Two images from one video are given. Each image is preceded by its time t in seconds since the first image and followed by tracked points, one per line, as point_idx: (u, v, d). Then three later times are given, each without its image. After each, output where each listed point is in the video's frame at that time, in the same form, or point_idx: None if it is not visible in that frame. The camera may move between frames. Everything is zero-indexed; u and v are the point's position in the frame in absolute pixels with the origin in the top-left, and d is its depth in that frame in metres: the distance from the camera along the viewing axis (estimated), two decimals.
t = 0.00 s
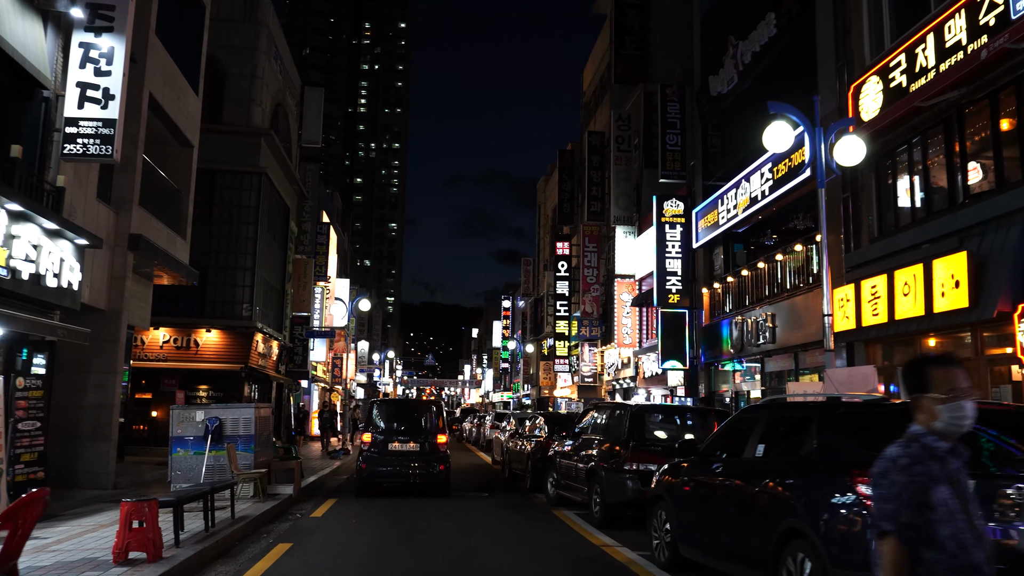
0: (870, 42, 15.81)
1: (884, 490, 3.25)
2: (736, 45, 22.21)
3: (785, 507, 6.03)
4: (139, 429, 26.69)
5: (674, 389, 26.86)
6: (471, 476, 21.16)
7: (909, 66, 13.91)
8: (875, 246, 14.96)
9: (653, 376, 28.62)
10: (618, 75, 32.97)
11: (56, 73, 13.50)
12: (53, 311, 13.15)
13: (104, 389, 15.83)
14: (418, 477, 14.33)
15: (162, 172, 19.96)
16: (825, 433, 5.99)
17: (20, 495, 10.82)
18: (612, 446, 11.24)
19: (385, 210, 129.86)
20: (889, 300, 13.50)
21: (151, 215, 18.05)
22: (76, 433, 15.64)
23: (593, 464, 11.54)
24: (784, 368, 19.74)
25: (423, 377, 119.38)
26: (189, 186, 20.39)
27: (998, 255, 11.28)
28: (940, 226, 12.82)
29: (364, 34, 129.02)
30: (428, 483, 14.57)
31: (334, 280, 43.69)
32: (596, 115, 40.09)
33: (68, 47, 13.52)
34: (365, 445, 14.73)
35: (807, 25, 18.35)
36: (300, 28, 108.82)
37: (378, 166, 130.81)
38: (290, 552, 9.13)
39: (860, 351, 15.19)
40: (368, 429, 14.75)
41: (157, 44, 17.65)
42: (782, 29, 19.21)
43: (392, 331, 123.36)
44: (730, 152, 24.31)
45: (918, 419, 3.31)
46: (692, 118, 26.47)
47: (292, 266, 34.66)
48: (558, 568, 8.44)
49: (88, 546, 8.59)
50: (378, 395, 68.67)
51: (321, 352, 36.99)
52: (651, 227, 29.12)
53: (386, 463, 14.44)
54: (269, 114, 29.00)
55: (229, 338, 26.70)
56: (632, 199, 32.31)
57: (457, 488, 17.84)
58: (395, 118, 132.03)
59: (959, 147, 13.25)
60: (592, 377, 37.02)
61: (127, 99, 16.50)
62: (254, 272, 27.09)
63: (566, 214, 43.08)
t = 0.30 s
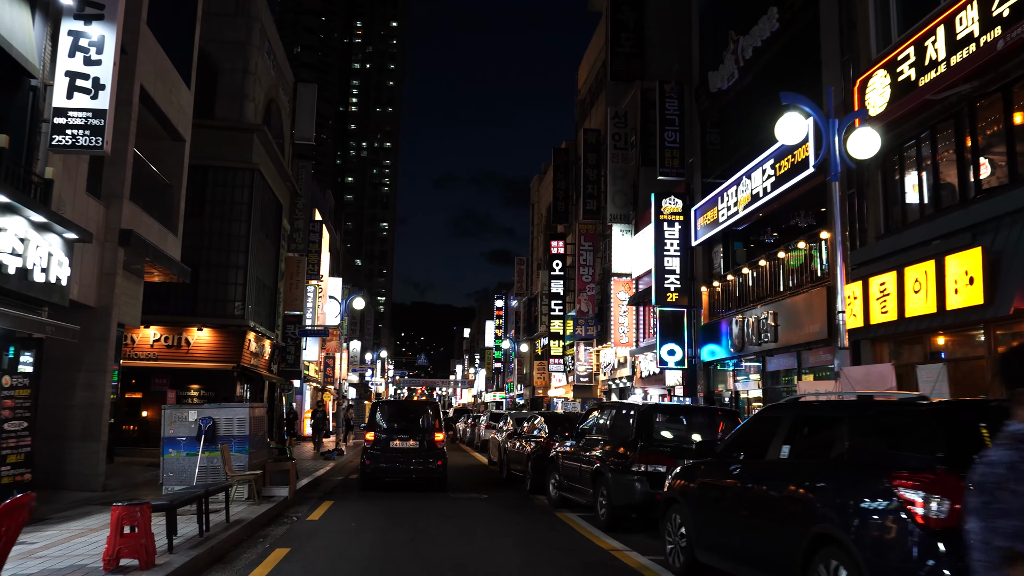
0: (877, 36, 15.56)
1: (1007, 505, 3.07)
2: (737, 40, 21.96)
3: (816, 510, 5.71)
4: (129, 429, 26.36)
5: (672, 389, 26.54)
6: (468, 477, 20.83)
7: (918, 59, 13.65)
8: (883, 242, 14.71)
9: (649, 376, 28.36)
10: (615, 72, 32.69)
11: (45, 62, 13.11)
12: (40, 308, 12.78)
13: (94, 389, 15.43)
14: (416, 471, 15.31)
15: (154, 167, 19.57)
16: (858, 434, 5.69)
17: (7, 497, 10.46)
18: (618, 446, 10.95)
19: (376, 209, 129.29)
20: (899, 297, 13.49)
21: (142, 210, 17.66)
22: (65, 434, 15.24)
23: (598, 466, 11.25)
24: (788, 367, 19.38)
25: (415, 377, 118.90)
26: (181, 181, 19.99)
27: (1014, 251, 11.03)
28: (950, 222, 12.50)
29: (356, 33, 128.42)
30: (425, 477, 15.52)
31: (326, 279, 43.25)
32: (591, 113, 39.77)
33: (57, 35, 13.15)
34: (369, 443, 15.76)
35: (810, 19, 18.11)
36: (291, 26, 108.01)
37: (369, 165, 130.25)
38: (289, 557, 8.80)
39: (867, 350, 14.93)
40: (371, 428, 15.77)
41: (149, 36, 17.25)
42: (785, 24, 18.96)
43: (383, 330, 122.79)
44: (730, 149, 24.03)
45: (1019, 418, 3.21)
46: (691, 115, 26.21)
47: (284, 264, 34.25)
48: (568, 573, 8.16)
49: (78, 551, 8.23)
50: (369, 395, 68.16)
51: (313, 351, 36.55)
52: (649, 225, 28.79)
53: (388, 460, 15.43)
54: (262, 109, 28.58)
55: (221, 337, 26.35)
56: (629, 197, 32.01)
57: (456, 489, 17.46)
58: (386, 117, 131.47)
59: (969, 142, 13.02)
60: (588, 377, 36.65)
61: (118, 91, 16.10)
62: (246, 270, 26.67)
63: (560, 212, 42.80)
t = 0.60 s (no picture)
0: (886, 26, 15.27)
1: None
2: (739, 33, 21.67)
3: (856, 507, 5.41)
4: (121, 427, 25.90)
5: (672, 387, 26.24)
6: (467, 475, 20.51)
7: (929, 48, 13.35)
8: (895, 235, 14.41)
9: (648, 373, 28.11)
10: (612, 67, 32.39)
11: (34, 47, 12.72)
12: (30, 300, 12.40)
13: (85, 385, 15.04)
14: (415, 465, 16.65)
15: (146, 159, 19.19)
16: (898, 426, 5.40)
17: None
18: (628, 442, 10.63)
19: (368, 208, 128.77)
20: (912, 290, 13.36)
21: (134, 202, 17.26)
22: (55, 431, 14.84)
23: (606, 462, 10.93)
24: (792, 362, 19.08)
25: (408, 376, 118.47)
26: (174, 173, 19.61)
27: None
28: (964, 213, 12.16)
29: (348, 30, 127.80)
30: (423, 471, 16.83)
31: (320, 276, 42.86)
32: (588, 109, 39.47)
33: (47, 20, 12.76)
34: (373, 439, 17.09)
35: (815, 10, 17.83)
36: (283, 24, 107.25)
37: (361, 163, 129.71)
38: (290, 557, 8.45)
39: (877, 344, 14.64)
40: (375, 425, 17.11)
41: (141, 24, 16.83)
42: (789, 15, 18.67)
43: (376, 329, 122.22)
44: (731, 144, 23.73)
45: None
46: (692, 109, 25.92)
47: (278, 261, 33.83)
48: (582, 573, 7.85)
49: (70, 551, 7.86)
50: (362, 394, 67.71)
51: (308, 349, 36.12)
52: (648, 221, 28.47)
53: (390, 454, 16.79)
54: (256, 103, 28.15)
55: (215, 334, 25.91)
56: (627, 193, 31.71)
57: (455, 487, 17.12)
58: (378, 116, 130.92)
59: (983, 133, 12.73)
60: (585, 375, 36.31)
61: (110, 80, 15.71)
62: (240, 266, 26.27)
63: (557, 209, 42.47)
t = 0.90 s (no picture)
0: (897, 20, 14.99)
1: None
2: (744, 28, 21.38)
3: (902, 515, 5.07)
4: (115, 428, 25.50)
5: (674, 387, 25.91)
6: (468, 477, 20.18)
7: (945, 41, 13.02)
8: (908, 231, 14.11)
9: (650, 374, 27.85)
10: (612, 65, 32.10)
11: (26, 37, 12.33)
12: (22, 298, 12.03)
13: (78, 385, 14.68)
14: (415, 460, 18.50)
15: (143, 155, 18.83)
16: (946, 428, 5.07)
17: None
18: (640, 444, 10.29)
19: (363, 207, 128.34)
20: (929, 288, 13.04)
21: (129, 198, 16.87)
22: (48, 433, 14.46)
23: (617, 465, 10.60)
24: (800, 363, 18.73)
25: (404, 376, 118.05)
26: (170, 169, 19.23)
27: None
28: (984, 209, 11.85)
29: (344, 30, 127.31)
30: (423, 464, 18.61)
31: (316, 276, 42.49)
32: (588, 107, 39.17)
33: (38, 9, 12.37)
34: (377, 436, 18.84)
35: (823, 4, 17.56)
36: (277, 23, 106.55)
37: (357, 163, 129.22)
38: (293, 565, 8.11)
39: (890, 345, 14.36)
40: (379, 425, 18.81)
41: (136, 15, 16.45)
42: (796, 9, 18.39)
43: (371, 329, 121.69)
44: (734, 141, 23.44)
45: None
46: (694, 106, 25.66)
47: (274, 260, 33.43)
48: None
49: (63, 560, 7.49)
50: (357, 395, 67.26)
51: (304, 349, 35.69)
52: (649, 219, 28.19)
53: (394, 451, 18.57)
54: (253, 99, 27.76)
55: (211, 333, 25.52)
56: (628, 191, 31.39)
57: (457, 489, 16.79)
58: (374, 115, 130.52)
59: (1001, 126, 12.42)
60: (585, 375, 35.99)
61: (104, 73, 15.34)
62: (236, 264, 25.91)
63: (555, 208, 42.16)
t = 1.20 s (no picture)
0: (907, 14, 14.72)
1: None
2: (747, 23, 21.11)
3: (945, 523, 4.78)
4: (107, 429, 25.26)
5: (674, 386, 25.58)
6: (467, 477, 19.86)
7: (957, 34, 12.72)
8: (920, 229, 13.82)
9: (648, 373, 27.56)
10: (610, 62, 31.83)
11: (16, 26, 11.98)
12: (10, 295, 11.66)
13: (69, 384, 14.31)
14: (413, 458, 19.57)
15: (136, 150, 18.46)
16: (994, 431, 4.77)
17: None
18: (651, 446, 9.97)
19: (357, 207, 127.82)
20: (942, 286, 12.70)
21: (122, 194, 16.50)
22: (38, 434, 14.09)
23: (626, 467, 10.28)
24: (804, 363, 18.42)
25: (397, 375, 117.36)
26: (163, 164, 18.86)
27: None
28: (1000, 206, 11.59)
29: (338, 29, 126.74)
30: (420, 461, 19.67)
31: (311, 274, 42.14)
32: (585, 105, 38.87)
33: None
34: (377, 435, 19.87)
35: None
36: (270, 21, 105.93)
37: (350, 162, 128.67)
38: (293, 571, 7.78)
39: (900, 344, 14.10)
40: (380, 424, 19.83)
41: (129, 7, 16.08)
42: (802, 4, 18.12)
43: (365, 329, 121.18)
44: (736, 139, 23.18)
45: None
46: (695, 102, 25.40)
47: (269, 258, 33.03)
48: None
49: (52, 568, 7.15)
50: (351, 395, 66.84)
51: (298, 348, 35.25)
52: (649, 217, 27.89)
53: (394, 450, 19.59)
54: (248, 95, 27.37)
55: (205, 332, 25.16)
56: (626, 189, 31.05)
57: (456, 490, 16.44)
58: (367, 115, 130.07)
59: (1016, 121, 12.15)
60: (583, 375, 35.62)
61: (96, 65, 15.00)
62: (231, 262, 25.50)
63: (552, 207, 41.88)
